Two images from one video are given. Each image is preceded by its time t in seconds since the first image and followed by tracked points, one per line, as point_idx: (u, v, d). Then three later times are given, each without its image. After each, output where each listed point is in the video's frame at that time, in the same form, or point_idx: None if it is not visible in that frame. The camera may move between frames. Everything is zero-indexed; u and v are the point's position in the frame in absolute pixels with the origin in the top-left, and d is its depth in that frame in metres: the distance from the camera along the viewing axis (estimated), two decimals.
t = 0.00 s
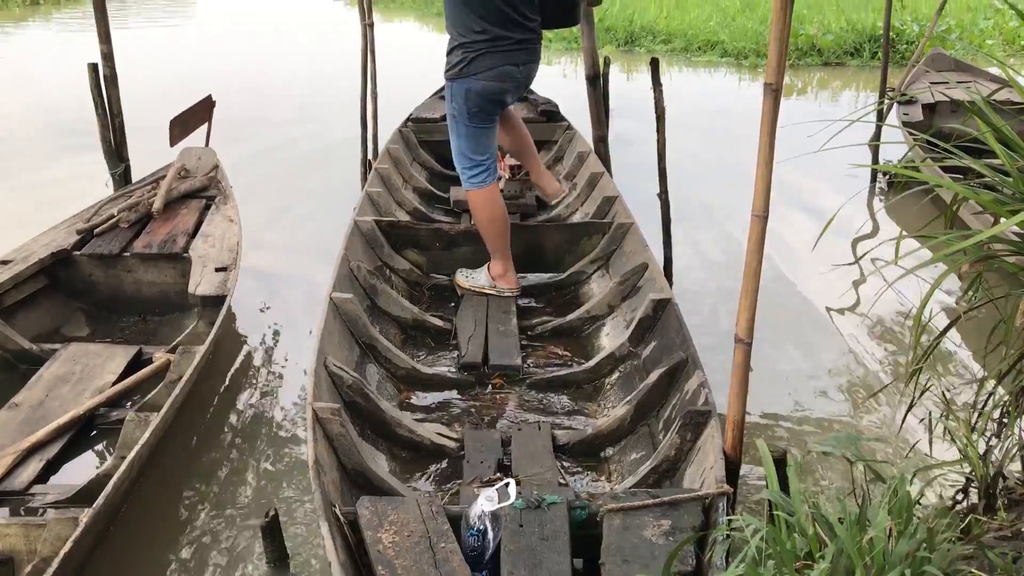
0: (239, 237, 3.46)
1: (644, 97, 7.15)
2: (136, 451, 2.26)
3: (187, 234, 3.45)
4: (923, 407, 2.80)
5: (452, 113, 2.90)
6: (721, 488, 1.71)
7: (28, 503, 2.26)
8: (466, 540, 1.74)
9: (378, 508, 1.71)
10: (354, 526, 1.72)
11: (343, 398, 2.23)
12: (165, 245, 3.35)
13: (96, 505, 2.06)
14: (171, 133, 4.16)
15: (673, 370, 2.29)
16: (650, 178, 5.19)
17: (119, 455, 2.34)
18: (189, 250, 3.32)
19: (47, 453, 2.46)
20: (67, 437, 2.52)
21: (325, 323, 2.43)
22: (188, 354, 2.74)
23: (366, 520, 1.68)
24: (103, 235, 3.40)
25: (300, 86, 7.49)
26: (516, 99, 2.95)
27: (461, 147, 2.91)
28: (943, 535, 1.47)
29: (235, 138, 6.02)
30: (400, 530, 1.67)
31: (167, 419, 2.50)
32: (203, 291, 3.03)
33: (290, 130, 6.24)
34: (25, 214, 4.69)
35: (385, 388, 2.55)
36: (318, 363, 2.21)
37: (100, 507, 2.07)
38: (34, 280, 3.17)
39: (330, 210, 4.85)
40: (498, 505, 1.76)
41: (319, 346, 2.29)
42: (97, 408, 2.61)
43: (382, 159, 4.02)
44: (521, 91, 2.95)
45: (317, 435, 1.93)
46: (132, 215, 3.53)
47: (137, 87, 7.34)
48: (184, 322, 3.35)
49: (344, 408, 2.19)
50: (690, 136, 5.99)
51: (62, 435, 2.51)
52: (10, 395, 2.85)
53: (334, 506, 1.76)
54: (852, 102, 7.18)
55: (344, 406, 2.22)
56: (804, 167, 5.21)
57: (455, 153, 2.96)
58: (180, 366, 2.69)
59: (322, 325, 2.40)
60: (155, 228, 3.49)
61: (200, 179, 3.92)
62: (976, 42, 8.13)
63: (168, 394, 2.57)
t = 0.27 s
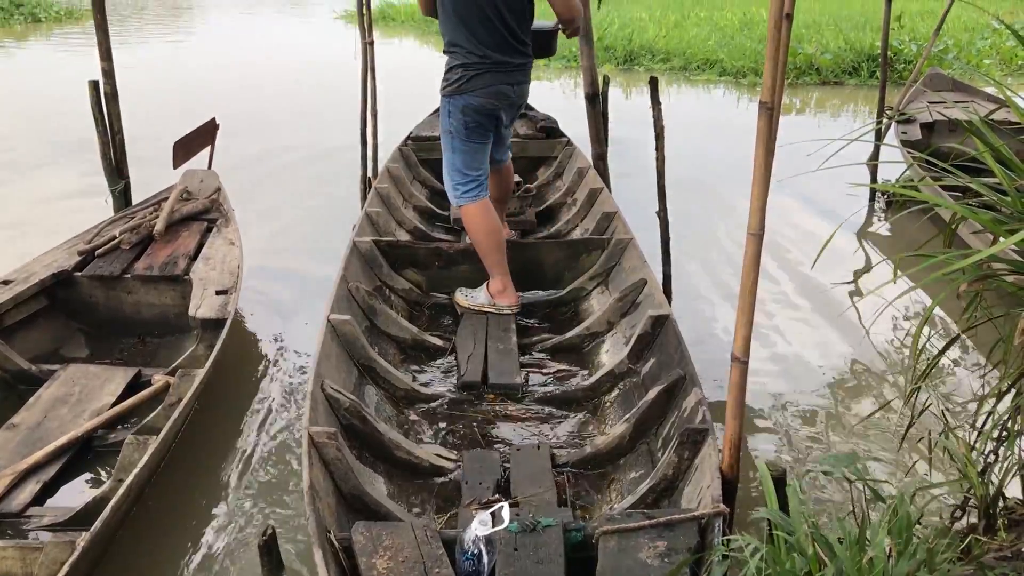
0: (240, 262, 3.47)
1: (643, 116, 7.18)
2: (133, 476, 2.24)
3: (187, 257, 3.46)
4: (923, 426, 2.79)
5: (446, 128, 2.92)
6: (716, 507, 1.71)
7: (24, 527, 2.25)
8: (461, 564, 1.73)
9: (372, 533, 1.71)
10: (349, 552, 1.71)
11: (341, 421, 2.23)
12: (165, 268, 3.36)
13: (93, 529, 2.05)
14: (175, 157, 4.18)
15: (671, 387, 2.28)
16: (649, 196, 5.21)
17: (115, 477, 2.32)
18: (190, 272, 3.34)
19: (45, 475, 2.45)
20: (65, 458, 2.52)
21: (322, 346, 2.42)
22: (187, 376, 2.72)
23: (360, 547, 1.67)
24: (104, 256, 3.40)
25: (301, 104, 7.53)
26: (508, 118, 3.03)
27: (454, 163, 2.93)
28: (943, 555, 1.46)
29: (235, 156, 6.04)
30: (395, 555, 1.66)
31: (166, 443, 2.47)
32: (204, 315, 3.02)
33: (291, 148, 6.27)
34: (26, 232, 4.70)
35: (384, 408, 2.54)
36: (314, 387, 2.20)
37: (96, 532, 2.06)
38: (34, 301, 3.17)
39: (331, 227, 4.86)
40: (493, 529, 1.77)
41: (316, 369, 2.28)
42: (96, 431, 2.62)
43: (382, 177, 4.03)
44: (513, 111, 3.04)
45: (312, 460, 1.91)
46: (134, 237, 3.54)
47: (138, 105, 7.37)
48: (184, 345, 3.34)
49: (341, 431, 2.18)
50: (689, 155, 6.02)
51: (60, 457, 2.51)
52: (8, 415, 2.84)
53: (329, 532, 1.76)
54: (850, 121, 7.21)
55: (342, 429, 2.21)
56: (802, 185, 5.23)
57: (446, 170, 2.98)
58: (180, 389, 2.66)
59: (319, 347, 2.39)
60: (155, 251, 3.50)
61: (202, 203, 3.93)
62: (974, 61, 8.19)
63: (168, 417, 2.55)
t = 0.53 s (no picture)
0: (234, 267, 3.48)
1: (641, 131, 7.22)
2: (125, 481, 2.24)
3: (183, 267, 3.47)
4: (922, 441, 2.79)
5: (450, 143, 3.00)
6: (715, 519, 1.70)
7: (21, 536, 2.23)
8: None
9: (369, 557, 1.70)
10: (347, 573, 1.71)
11: (340, 444, 2.22)
12: (161, 279, 3.37)
13: (84, 531, 2.05)
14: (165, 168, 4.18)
15: (671, 399, 2.28)
16: (647, 211, 5.23)
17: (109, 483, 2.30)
18: (185, 280, 3.35)
19: (43, 486, 2.44)
20: (62, 470, 2.51)
21: (320, 370, 2.41)
22: (182, 381, 2.74)
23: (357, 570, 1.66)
24: (100, 270, 3.40)
25: (300, 120, 7.56)
26: (510, 134, 3.11)
27: (456, 178, 3.00)
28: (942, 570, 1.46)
29: (235, 171, 6.06)
30: None
31: (160, 450, 2.48)
32: (199, 320, 3.04)
33: (290, 163, 6.29)
34: (25, 246, 4.71)
35: (384, 430, 2.53)
36: (311, 411, 2.19)
37: (89, 534, 2.06)
38: (32, 316, 3.17)
39: (329, 242, 4.87)
40: (490, 549, 1.79)
41: (313, 394, 2.27)
42: (94, 441, 2.61)
43: (381, 198, 4.04)
44: (516, 127, 3.12)
45: (309, 483, 1.90)
46: (130, 250, 3.55)
47: (138, 120, 7.40)
48: (182, 354, 3.35)
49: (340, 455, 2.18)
50: (687, 170, 6.04)
51: (57, 469, 2.50)
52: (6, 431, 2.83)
53: (326, 557, 1.75)
54: (846, 136, 7.25)
55: (341, 453, 2.20)
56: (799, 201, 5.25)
57: (449, 185, 3.04)
58: (173, 395, 2.67)
59: (317, 371, 2.39)
60: (151, 262, 3.51)
61: (197, 214, 3.94)
62: (970, 77, 8.24)
63: (163, 422, 2.56)
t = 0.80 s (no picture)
0: (230, 269, 3.48)
1: (638, 140, 7.24)
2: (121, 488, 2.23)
3: (179, 271, 3.47)
4: (919, 449, 2.80)
5: (456, 148, 3.05)
6: (718, 522, 1.72)
7: (16, 542, 2.22)
8: None
9: (373, 552, 1.74)
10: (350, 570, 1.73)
11: (339, 444, 2.22)
12: (156, 282, 3.36)
13: (79, 539, 2.04)
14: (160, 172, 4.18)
15: (671, 406, 2.28)
16: (644, 220, 5.24)
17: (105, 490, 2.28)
18: (182, 285, 3.35)
19: (37, 492, 2.42)
20: (58, 476, 2.49)
21: (320, 371, 2.41)
22: (178, 388, 2.73)
23: (361, 565, 1.71)
24: (94, 275, 3.38)
25: (298, 129, 7.58)
26: (514, 139, 3.19)
27: (464, 181, 3.04)
28: None
29: (232, 180, 6.07)
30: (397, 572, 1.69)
31: (155, 456, 2.47)
32: (194, 325, 3.03)
33: (288, 172, 6.31)
34: (22, 254, 4.71)
35: (381, 433, 2.53)
36: (312, 410, 2.19)
37: (84, 540, 2.06)
38: (28, 321, 3.17)
39: (326, 251, 4.87)
40: (494, 546, 1.80)
41: (314, 393, 2.28)
42: (90, 446, 2.60)
43: (378, 205, 4.04)
44: (518, 133, 3.21)
45: (311, 481, 1.90)
46: (126, 255, 3.54)
47: (136, 129, 7.42)
48: (179, 358, 3.34)
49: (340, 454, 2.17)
50: (684, 179, 6.06)
51: (53, 475, 2.48)
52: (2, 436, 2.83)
53: (329, 551, 1.75)
54: (843, 145, 7.28)
55: (340, 451, 2.20)
56: (796, 210, 5.26)
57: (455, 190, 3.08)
58: (168, 401, 2.66)
59: (317, 372, 2.38)
60: (147, 266, 3.51)
61: (193, 218, 3.94)
62: (966, 87, 8.28)
63: (157, 429, 2.54)
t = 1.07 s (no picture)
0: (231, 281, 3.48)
1: (635, 145, 7.25)
2: (122, 504, 2.22)
3: (180, 281, 3.46)
4: (916, 455, 2.79)
5: (453, 151, 3.15)
6: (713, 522, 1.72)
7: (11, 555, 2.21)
8: None
9: (371, 546, 1.75)
10: (348, 565, 1.72)
11: (336, 440, 2.21)
12: (157, 292, 3.35)
13: (82, 557, 2.03)
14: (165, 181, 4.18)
15: (665, 411, 2.27)
16: (640, 224, 5.24)
17: (104, 505, 2.28)
18: (182, 297, 3.34)
19: (34, 502, 2.42)
20: (54, 486, 2.49)
21: (319, 367, 2.42)
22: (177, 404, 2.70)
23: (360, 559, 1.71)
24: (93, 281, 3.39)
25: (296, 134, 7.58)
26: (511, 140, 3.28)
27: (461, 183, 3.13)
28: None
29: (229, 185, 6.07)
30: (395, 568, 1.69)
31: (156, 470, 2.47)
32: (194, 339, 3.02)
33: (285, 178, 6.31)
34: (17, 259, 4.70)
35: (377, 431, 2.52)
36: (311, 406, 2.20)
37: (87, 557, 2.04)
38: (24, 327, 3.16)
39: (323, 256, 4.87)
40: (492, 541, 1.77)
41: (312, 390, 2.28)
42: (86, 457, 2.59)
43: (374, 207, 4.05)
44: (515, 133, 3.30)
45: (309, 476, 1.91)
46: (126, 261, 3.54)
47: (133, 134, 7.41)
48: (176, 369, 3.33)
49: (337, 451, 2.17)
50: (681, 184, 6.07)
51: (48, 485, 2.48)
52: None
53: (328, 545, 1.75)
54: (840, 150, 7.29)
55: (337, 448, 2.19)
56: (793, 216, 5.27)
57: (453, 192, 3.16)
58: (168, 417, 2.64)
59: (315, 369, 2.39)
60: (147, 275, 3.50)
61: (193, 226, 3.92)
62: (963, 91, 8.29)
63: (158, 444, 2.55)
